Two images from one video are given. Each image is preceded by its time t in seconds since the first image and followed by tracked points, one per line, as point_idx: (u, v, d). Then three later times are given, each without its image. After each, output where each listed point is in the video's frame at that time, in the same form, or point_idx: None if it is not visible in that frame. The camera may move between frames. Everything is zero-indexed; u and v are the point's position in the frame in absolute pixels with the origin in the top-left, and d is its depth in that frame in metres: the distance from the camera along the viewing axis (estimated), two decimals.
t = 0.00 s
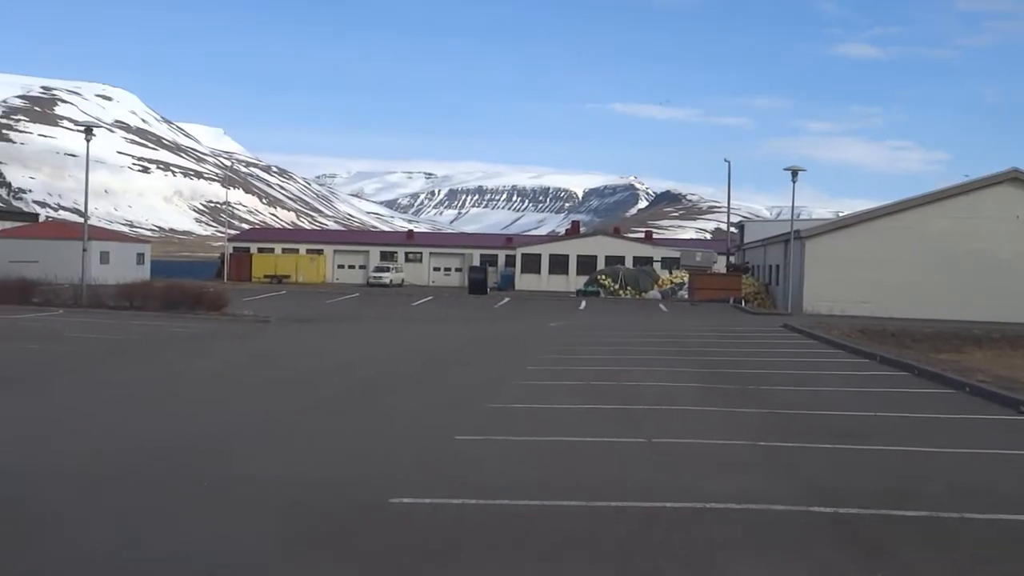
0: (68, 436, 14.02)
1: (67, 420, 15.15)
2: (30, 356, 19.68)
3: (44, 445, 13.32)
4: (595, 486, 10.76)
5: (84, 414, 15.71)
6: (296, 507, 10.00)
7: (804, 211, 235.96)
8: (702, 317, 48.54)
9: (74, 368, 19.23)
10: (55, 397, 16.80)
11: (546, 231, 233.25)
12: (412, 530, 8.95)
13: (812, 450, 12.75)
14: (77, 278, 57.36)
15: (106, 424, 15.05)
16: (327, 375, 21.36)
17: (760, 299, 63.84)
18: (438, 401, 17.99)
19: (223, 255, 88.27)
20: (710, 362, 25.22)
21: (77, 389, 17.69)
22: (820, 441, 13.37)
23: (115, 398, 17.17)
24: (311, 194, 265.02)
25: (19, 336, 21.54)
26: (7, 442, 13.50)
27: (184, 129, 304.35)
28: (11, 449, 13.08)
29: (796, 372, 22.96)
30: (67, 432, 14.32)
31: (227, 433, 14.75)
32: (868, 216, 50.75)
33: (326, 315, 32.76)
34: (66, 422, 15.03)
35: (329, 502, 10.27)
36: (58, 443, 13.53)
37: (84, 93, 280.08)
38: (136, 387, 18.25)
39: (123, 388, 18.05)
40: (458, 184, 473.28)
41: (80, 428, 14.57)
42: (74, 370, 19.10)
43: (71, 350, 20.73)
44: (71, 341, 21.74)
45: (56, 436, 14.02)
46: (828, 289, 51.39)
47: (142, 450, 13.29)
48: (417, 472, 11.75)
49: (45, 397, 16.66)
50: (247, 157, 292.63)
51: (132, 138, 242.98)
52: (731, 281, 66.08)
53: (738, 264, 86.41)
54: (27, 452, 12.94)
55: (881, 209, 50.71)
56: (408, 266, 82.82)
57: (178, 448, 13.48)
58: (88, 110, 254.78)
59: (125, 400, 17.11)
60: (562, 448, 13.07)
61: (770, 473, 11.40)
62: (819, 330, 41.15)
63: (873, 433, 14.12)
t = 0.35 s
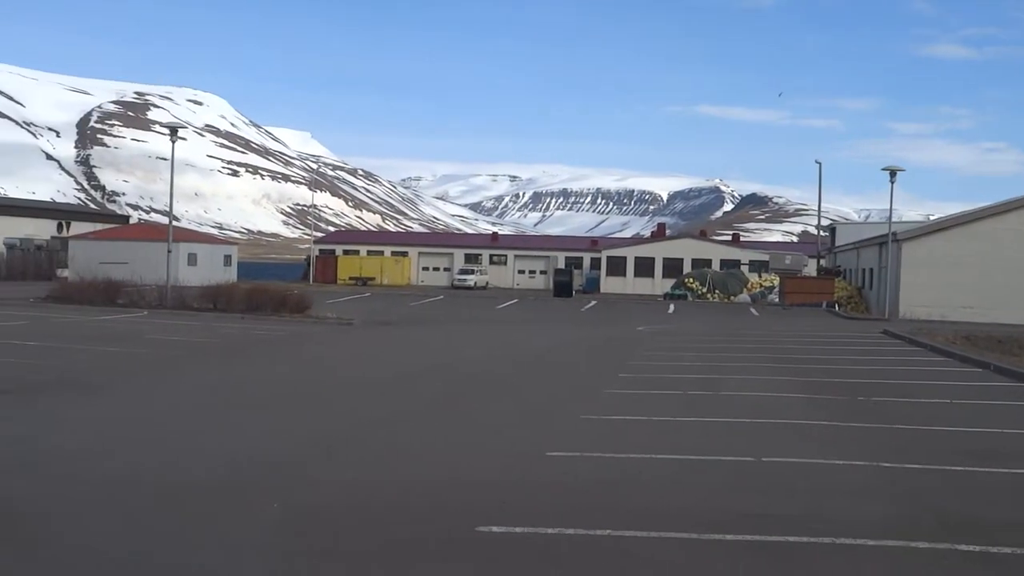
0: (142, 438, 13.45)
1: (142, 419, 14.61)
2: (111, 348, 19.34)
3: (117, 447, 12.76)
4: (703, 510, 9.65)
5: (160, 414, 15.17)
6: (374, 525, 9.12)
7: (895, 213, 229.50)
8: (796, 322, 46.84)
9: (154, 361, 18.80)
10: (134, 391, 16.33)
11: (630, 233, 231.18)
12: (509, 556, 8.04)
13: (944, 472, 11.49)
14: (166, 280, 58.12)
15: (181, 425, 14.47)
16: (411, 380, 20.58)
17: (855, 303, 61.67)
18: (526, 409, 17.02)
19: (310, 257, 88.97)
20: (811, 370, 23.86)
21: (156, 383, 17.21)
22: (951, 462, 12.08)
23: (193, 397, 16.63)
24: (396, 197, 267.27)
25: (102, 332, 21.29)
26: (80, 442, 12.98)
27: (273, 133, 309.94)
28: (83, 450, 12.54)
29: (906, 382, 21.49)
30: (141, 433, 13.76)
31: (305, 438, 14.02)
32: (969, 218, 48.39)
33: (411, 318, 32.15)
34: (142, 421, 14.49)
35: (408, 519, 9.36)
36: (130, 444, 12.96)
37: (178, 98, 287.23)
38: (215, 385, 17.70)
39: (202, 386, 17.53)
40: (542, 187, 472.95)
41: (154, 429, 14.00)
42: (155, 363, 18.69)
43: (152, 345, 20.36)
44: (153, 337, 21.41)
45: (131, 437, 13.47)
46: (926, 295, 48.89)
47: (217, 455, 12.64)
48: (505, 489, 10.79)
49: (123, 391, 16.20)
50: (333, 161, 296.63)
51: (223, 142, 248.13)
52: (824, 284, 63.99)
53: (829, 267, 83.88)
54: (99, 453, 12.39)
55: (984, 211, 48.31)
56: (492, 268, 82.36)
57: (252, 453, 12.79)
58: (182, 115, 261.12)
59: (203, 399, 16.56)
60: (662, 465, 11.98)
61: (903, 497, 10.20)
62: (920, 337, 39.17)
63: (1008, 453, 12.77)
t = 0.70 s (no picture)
0: (222, 438, 12.89)
1: (226, 416, 14.10)
2: (195, 348, 18.94)
3: (198, 449, 12.20)
4: (834, 535, 8.59)
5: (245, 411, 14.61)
6: (466, 541, 8.30)
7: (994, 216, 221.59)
8: (894, 328, 44.89)
9: (238, 361, 18.35)
10: (220, 388, 15.82)
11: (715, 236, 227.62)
12: None
13: None
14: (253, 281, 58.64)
15: (264, 425, 13.91)
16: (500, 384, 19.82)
17: (953, 309, 59.14)
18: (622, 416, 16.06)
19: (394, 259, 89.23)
20: (917, 380, 22.38)
21: (241, 380, 16.73)
22: None
23: (277, 396, 16.05)
24: (480, 200, 267.93)
25: (186, 333, 21.01)
26: (160, 441, 12.48)
27: (358, 136, 313.68)
28: (161, 451, 11.99)
29: None
30: (220, 432, 13.19)
31: (392, 442, 13.32)
32: None
33: (497, 321, 31.53)
34: (224, 419, 13.95)
35: (506, 537, 8.48)
36: (212, 447, 12.39)
37: (267, 102, 292.48)
38: (299, 386, 17.16)
39: (285, 386, 16.98)
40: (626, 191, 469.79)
41: (236, 429, 13.45)
42: (238, 363, 18.21)
43: (236, 346, 19.99)
44: (237, 337, 21.06)
45: (211, 436, 12.90)
46: None
47: (300, 459, 11.97)
48: (599, 501, 9.88)
49: (208, 387, 15.72)
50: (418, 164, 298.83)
51: (310, 146, 251.78)
52: (921, 289, 61.51)
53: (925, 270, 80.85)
54: (181, 456, 11.83)
55: None
56: (577, 271, 81.47)
57: (338, 458, 12.13)
58: (270, 119, 265.80)
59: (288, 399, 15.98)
60: (779, 481, 10.88)
61: None
62: None
63: None
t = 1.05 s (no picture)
0: (288, 444, 12.24)
1: (294, 420, 13.52)
2: (264, 351, 18.44)
3: (262, 455, 11.56)
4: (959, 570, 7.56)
5: (311, 415, 13.96)
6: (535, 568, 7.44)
7: None
8: (988, 333, 42.88)
9: (307, 363, 17.78)
10: (287, 392, 15.22)
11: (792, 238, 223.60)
12: None
13: None
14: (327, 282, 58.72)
15: (331, 429, 13.25)
16: (578, 389, 18.94)
17: None
18: (710, 425, 15.06)
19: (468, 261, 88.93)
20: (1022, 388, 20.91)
21: (309, 383, 16.12)
22: None
23: (345, 400, 15.40)
24: (554, 201, 267.17)
25: (256, 335, 20.56)
26: (224, 446, 11.87)
27: (433, 138, 315.29)
28: (223, 456, 11.40)
29: None
30: (286, 437, 12.56)
31: (465, 448, 12.53)
32: None
33: (573, 324, 30.67)
34: (290, 423, 13.32)
35: (579, 565, 7.60)
36: (277, 453, 11.74)
37: (343, 105, 295.56)
38: (369, 389, 16.49)
39: (354, 389, 16.33)
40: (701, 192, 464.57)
41: (302, 434, 12.79)
42: (307, 365, 17.64)
43: (305, 348, 19.46)
44: (307, 339, 20.55)
45: (276, 442, 12.27)
46: None
47: (368, 467, 11.25)
48: (690, 519, 9.00)
49: (275, 390, 15.15)
50: (491, 165, 299.16)
51: (385, 148, 253.69)
52: (1012, 293, 59.01)
53: (1015, 273, 77.69)
54: (244, 463, 11.20)
55: None
56: (652, 273, 80.24)
57: (408, 466, 11.38)
58: (346, 122, 268.51)
59: (357, 403, 15.31)
60: (893, 501, 9.80)
61: None
62: None
63: None
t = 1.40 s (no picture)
0: (339, 453, 11.60)
1: (352, 427, 12.94)
2: (321, 354, 17.92)
3: (312, 464, 10.94)
4: None
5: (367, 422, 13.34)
6: None
7: None
8: None
9: (364, 368, 17.19)
10: (342, 398, 14.62)
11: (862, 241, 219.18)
12: None
13: None
14: (392, 284, 58.58)
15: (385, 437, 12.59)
16: (649, 396, 18.10)
17: None
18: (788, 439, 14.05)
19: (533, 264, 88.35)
20: None
21: (365, 388, 15.51)
22: None
23: (403, 405, 14.74)
24: (619, 203, 265.39)
25: (314, 338, 20.10)
26: (274, 455, 11.30)
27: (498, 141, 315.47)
28: (271, 466, 10.80)
29: None
30: (337, 446, 11.91)
31: (526, 457, 11.76)
32: None
33: (640, 328, 29.78)
34: (345, 430, 12.68)
35: None
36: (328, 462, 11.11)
37: (409, 108, 297.34)
38: (428, 395, 15.82)
39: (412, 394, 15.67)
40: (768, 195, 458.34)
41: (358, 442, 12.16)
42: (363, 370, 17.05)
43: (363, 351, 18.89)
44: (366, 343, 20.01)
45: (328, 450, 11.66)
46: None
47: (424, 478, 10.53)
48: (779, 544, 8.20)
49: (329, 397, 14.57)
50: (555, 167, 298.28)
51: (450, 151, 254.42)
52: None
53: None
54: (292, 473, 10.57)
55: None
56: (720, 276, 78.75)
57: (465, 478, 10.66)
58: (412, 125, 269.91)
59: (416, 409, 14.67)
60: (1004, 527, 8.82)
61: None
62: None
63: None
